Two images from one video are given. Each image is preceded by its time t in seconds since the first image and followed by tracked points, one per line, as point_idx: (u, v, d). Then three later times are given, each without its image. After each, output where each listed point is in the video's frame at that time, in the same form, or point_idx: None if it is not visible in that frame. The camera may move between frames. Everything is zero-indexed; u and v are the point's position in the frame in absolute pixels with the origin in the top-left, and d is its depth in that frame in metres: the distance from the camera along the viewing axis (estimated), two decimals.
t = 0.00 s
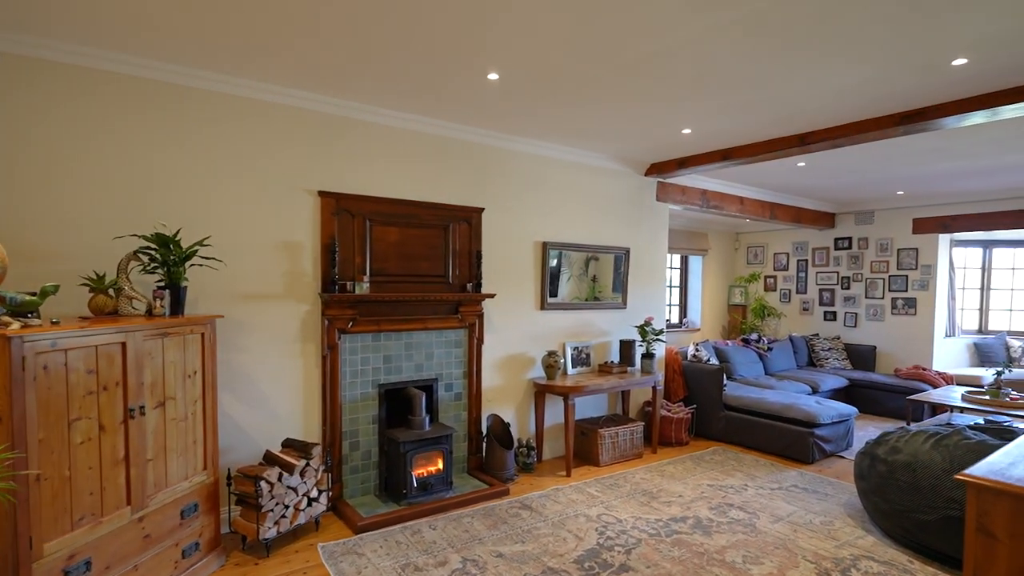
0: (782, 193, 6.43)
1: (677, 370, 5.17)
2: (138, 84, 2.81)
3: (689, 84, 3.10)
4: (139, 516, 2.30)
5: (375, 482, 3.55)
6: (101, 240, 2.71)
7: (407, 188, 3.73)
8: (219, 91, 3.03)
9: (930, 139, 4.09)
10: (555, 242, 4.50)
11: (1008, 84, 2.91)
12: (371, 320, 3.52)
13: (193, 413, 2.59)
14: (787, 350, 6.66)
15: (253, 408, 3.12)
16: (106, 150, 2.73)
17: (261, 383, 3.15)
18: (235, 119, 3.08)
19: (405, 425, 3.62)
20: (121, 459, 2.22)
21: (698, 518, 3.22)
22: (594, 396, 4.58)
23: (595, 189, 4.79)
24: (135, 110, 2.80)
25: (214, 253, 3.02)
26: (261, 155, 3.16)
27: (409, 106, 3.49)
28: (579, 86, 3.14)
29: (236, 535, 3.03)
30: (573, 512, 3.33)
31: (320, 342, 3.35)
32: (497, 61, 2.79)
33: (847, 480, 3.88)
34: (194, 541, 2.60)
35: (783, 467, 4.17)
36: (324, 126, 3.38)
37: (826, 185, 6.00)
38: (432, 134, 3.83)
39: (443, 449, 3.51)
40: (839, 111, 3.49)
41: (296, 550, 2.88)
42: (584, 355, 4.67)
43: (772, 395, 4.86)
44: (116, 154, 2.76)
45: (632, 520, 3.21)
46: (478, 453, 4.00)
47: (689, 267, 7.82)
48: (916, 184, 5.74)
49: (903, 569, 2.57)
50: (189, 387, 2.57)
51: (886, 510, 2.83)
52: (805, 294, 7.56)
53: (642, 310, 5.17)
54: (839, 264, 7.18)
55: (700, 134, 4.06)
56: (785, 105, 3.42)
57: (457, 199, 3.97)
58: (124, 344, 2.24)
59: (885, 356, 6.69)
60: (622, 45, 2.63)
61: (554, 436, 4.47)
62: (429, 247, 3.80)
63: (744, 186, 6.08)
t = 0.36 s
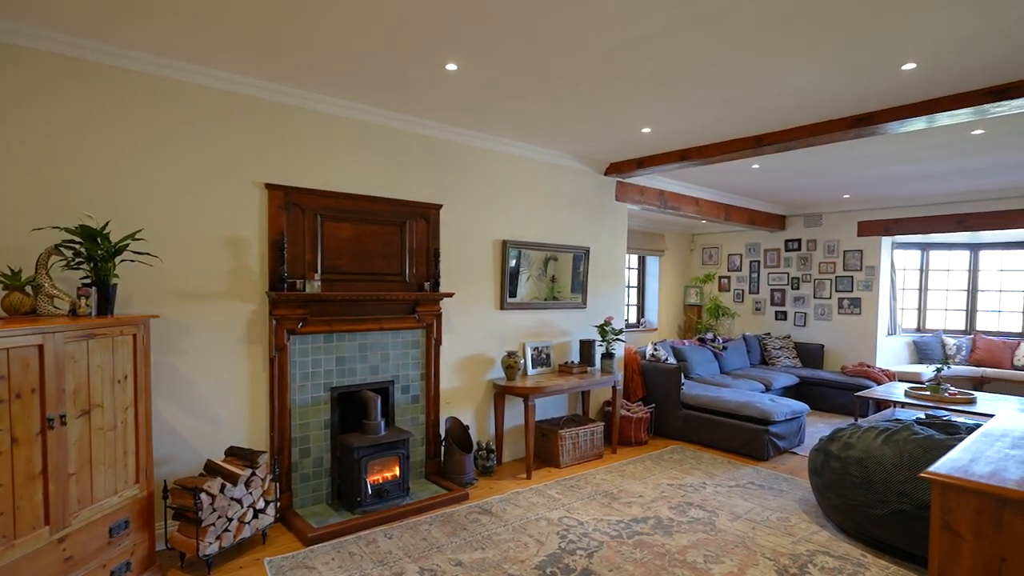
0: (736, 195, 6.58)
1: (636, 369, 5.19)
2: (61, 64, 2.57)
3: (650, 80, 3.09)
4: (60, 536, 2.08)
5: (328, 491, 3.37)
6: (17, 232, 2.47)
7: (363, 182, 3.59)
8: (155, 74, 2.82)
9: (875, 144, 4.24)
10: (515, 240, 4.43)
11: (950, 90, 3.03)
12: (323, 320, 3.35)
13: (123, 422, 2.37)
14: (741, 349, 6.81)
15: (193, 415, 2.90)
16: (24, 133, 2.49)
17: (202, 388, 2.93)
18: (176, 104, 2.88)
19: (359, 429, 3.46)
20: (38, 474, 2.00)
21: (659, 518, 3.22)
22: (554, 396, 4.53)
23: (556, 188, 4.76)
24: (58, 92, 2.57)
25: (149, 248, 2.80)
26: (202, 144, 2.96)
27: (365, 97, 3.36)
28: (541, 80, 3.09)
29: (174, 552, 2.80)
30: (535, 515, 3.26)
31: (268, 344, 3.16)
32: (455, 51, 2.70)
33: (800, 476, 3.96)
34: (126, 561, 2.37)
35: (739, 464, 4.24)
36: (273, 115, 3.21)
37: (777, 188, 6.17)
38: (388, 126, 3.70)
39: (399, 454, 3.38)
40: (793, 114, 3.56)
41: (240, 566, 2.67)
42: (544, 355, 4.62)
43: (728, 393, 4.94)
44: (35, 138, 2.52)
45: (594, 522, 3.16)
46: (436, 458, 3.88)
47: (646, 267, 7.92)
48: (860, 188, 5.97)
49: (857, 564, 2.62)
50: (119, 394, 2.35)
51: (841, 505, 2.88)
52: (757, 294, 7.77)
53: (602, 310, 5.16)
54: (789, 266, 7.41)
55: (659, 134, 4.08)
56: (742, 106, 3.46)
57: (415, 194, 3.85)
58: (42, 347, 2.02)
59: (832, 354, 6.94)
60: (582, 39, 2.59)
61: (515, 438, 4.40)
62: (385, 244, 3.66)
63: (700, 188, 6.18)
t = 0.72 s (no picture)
0: (694, 198, 6.75)
1: (600, 369, 5.24)
2: None
3: (620, 82, 3.12)
4: None
5: (289, 500, 3.23)
6: None
7: (326, 178, 3.46)
8: (102, 59, 2.62)
9: (828, 150, 4.43)
10: (481, 241, 4.38)
11: (901, 101, 3.18)
12: (284, 322, 3.20)
13: (68, 434, 2.18)
14: (698, 348, 6.99)
15: (144, 425, 2.71)
16: None
17: (154, 395, 2.75)
18: (125, 92, 2.69)
19: (323, 435, 3.34)
20: None
21: (628, 517, 3.24)
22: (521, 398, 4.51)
23: (522, 188, 4.74)
24: None
25: (95, 247, 2.60)
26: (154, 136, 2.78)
27: (329, 91, 3.24)
28: (512, 78, 3.06)
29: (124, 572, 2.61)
30: (506, 519, 3.22)
31: (225, 347, 2.99)
32: (427, 46, 2.63)
33: (759, 471, 4.09)
34: None
35: (701, 462, 4.33)
36: (231, 106, 3.05)
37: (733, 191, 6.37)
38: (352, 122, 3.59)
39: (365, 460, 3.27)
40: (755, 119, 3.67)
41: None
42: (511, 356, 4.59)
43: (689, 392, 5.05)
44: None
45: (565, 524, 3.16)
46: (402, 463, 3.79)
47: (606, 268, 8.03)
48: (810, 193, 6.24)
49: (819, 556, 2.71)
50: (62, 405, 2.16)
51: (803, 499, 2.99)
52: (713, 294, 8.01)
53: (567, 311, 5.18)
54: (743, 267, 7.67)
55: (625, 136, 4.12)
56: (707, 111, 3.54)
57: (380, 192, 3.74)
58: None
59: (784, 353, 7.22)
60: (557, 38, 2.58)
61: (482, 440, 4.35)
62: (350, 244, 3.55)
63: (660, 190, 6.30)
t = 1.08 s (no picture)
0: (670, 199, 6.85)
1: (580, 368, 5.26)
2: None
3: (607, 81, 3.13)
4: None
5: (269, 506, 3.13)
6: None
7: (306, 175, 3.37)
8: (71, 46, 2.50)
9: (802, 153, 4.55)
10: (463, 240, 4.34)
11: (875, 105, 3.29)
12: (263, 322, 3.11)
13: (37, 442, 2.06)
14: (674, 347, 7.09)
15: (117, 430, 2.59)
16: None
17: (127, 399, 2.63)
18: (95, 82, 2.57)
19: (303, 439, 3.25)
20: None
21: (614, 515, 3.26)
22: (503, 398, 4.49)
23: (503, 187, 4.72)
24: None
25: (64, 244, 2.48)
26: (126, 128, 2.66)
27: (310, 85, 3.16)
28: (499, 75, 3.04)
29: None
30: (492, 520, 3.20)
31: (202, 349, 2.88)
32: (415, 40, 2.59)
33: (737, 467, 4.18)
34: None
35: (681, 459, 4.39)
36: (208, 99, 2.94)
37: (708, 192, 6.49)
38: (333, 117, 3.51)
39: (349, 463, 3.21)
40: (735, 121, 3.74)
41: None
42: (493, 356, 4.56)
43: (667, 390, 5.12)
44: None
45: (552, 523, 3.15)
46: (384, 465, 3.72)
47: (583, 268, 8.08)
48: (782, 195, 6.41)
49: (801, 549, 2.78)
50: (30, 410, 2.04)
51: (784, 494, 3.06)
52: (686, 294, 8.14)
53: (548, 310, 5.18)
54: (716, 267, 7.82)
55: (608, 136, 4.15)
56: (690, 112, 3.59)
57: (361, 190, 3.67)
58: None
59: (755, 351, 7.40)
60: (547, 36, 2.57)
61: (464, 441, 4.31)
62: (331, 242, 3.47)
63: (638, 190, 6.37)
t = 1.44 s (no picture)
0: (650, 198, 6.91)
1: (564, 367, 5.26)
2: None
3: (597, 79, 3.13)
4: None
5: (253, 510, 3.05)
6: None
7: (290, 170, 3.29)
8: (43, 32, 2.38)
9: (782, 153, 4.64)
10: (449, 237, 4.30)
11: (856, 106, 3.37)
12: (246, 321, 3.02)
13: (10, 447, 1.96)
14: (654, 345, 7.16)
15: (93, 434, 2.48)
16: None
17: (104, 401, 2.52)
18: (69, 70, 2.46)
19: (288, 440, 3.17)
20: None
21: (603, 513, 3.26)
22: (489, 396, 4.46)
23: (488, 185, 4.70)
24: None
25: (36, 239, 2.37)
26: (103, 119, 2.56)
27: (295, 77, 3.09)
28: (490, 71, 3.02)
29: None
30: (482, 519, 3.17)
31: (182, 349, 2.78)
32: (406, 32, 2.54)
33: (721, 463, 4.23)
34: None
35: (665, 455, 4.44)
36: (188, 90, 2.85)
37: (687, 192, 6.57)
38: (318, 111, 3.43)
39: (335, 464, 3.14)
40: (720, 121, 3.79)
41: None
42: (478, 355, 4.53)
43: (650, 387, 5.17)
44: None
45: (542, 522, 3.14)
46: (370, 466, 3.66)
47: (564, 267, 8.11)
48: (759, 195, 6.53)
49: (788, 542, 2.83)
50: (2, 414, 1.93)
51: (770, 488, 3.11)
52: (666, 292, 8.23)
53: (532, 309, 5.17)
54: (695, 266, 7.93)
55: (594, 134, 4.16)
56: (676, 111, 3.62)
57: (346, 186, 3.60)
58: None
59: (733, 348, 7.53)
60: (540, 32, 2.56)
61: (449, 440, 4.27)
62: (315, 239, 3.39)
63: (620, 189, 6.41)
